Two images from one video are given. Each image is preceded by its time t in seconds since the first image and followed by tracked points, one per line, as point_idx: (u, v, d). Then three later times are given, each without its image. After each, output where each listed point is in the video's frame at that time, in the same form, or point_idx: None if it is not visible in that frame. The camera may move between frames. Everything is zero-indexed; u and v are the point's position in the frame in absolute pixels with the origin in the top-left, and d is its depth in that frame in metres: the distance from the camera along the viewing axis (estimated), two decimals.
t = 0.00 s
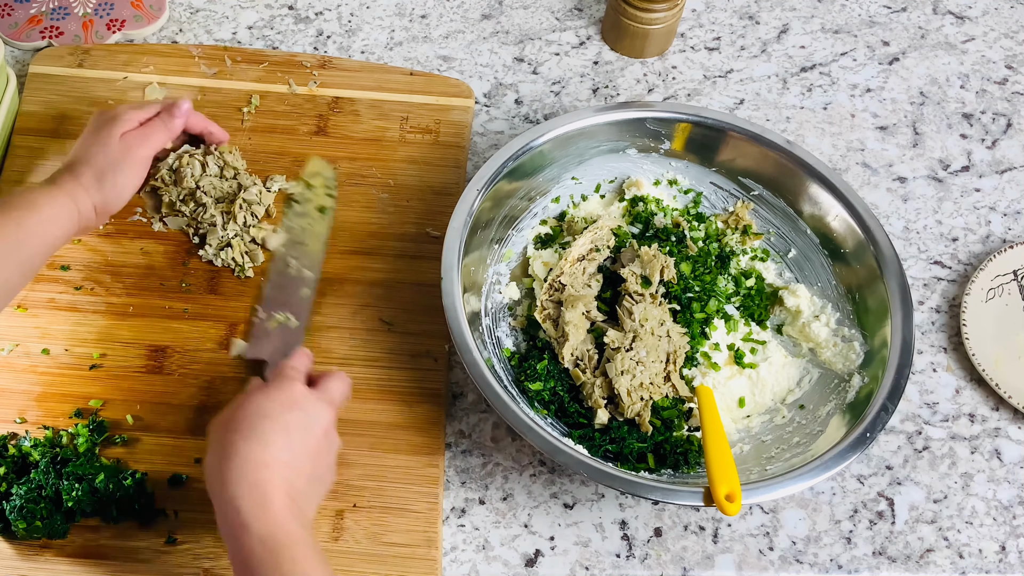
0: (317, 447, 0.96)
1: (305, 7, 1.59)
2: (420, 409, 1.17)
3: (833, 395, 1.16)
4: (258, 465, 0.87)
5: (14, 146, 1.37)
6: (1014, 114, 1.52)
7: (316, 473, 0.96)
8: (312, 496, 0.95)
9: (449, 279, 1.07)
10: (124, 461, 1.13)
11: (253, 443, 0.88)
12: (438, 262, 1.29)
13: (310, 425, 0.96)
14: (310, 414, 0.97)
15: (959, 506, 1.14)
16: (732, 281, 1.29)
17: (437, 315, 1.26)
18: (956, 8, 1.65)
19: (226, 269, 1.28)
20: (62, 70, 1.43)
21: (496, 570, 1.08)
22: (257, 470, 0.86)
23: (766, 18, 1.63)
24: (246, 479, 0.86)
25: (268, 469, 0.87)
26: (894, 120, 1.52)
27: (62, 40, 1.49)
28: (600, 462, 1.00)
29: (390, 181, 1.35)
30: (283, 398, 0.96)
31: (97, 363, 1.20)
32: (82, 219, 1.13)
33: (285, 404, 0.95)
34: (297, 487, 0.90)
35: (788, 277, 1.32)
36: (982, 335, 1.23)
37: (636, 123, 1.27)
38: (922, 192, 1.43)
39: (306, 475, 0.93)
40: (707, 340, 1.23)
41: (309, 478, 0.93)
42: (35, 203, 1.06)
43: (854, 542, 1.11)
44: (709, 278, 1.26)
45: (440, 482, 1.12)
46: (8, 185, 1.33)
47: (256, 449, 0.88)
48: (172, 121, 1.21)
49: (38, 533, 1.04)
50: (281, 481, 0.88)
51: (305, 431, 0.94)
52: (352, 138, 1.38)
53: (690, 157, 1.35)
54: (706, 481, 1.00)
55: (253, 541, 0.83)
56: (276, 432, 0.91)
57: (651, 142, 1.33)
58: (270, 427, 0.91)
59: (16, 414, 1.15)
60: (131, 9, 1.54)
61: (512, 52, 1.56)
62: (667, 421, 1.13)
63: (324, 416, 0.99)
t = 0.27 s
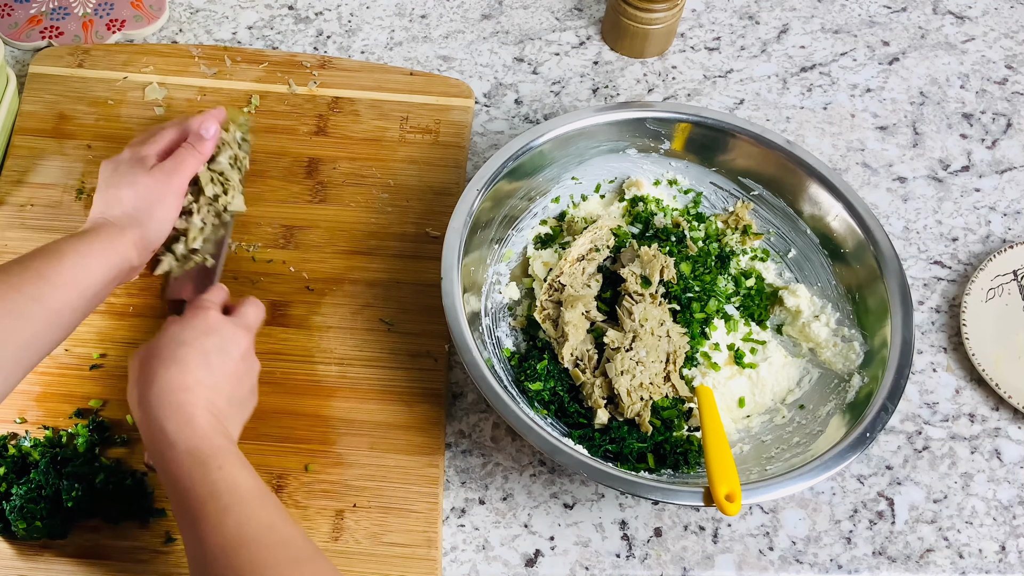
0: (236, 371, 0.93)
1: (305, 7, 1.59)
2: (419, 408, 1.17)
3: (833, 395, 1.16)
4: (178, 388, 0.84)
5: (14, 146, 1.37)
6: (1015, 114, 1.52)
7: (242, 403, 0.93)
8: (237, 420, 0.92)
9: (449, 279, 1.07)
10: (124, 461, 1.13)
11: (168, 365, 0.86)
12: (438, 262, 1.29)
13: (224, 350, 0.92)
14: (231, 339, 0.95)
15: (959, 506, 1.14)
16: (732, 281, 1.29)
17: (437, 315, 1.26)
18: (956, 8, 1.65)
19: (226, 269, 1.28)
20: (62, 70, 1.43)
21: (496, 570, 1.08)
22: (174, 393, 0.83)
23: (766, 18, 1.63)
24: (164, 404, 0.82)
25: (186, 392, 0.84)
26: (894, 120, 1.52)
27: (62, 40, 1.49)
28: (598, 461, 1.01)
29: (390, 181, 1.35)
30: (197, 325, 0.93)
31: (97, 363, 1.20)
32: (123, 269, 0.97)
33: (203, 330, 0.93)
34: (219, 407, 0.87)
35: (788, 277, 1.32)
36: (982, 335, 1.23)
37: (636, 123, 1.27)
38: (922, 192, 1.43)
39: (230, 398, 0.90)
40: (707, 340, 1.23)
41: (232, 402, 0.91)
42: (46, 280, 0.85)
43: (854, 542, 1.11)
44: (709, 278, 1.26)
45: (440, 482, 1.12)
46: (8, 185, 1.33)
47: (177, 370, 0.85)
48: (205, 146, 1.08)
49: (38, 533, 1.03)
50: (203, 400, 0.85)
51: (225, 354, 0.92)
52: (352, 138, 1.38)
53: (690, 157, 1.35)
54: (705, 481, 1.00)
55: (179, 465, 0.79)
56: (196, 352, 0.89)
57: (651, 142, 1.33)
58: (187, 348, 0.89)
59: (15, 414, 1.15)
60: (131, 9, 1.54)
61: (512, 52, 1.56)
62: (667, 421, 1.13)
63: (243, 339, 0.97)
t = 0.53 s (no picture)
0: (235, 369, 0.94)
1: (305, 7, 1.59)
2: (420, 408, 1.17)
3: (833, 395, 1.17)
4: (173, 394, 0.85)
5: (14, 146, 1.37)
6: (1015, 114, 1.52)
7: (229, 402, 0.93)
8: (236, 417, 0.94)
9: (450, 279, 1.07)
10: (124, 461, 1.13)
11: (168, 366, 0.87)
12: (438, 262, 1.29)
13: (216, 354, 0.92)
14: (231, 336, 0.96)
15: (959, 506, 1.14)
16: (732, 281, 1.29)
17: (438, 315, 1.26)
18: (957, 8, 1.65)
19: (226, 269, 1.28)
20: (62, 70, 1.43)
21: (496, 570, 1.08)
22: (174, 395, 0.84)
23: (766, 18, 1.63)
24: (162, 404, 0.84)
25: (189, 393, 0.85)
26: (894, 120, 1.52)
27: (63, 40, 1.49)
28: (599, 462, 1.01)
29: (390, 181, 1.35)
30: (200, 321, 0.93)
31: (98, 363, 1.20)
32: (112, 257, 1.01)
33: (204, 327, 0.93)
34: (218, 405, 0.89)
35: (788, 277, 1.32)
36: (983, 335, 1.23)
37: (636, 122, 1.27)
38: (922, 192, 1.43)
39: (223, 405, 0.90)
40: (707, 340, 1.23)
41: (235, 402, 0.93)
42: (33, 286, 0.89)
43: (854, 542, 1.11)
44: (709, 278, 1.26)
45: (440, 482, 1.12)
46: (8, 185, 1.33)
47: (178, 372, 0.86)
48: (167, 129, 1.06)
49: (38, 533, 1.03)
50: (205, 401, 0.86)
51: (225, 352, 0.93)
52: (352, 138, 1.38)
53: (690, 157, 1.35)
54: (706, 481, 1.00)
55: (180, 470, 0.79)
56: (195, 350, 0.89)
57: (651, 142, 1.33)
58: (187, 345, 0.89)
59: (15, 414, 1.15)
60: (131, 9, 1.54)
61: (512, 52, 1.56)
62: (667, 421, 1.13)
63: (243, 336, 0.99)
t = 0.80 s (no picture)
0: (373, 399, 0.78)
1: (305, 7, 1.59)
2: (420, 409, 1.17)
3: (834, 395, 1.17)
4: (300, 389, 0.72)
5: (14, 146, 1.37)
6: (1014, 114, 1.52)
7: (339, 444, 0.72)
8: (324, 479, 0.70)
9: (449, 279, 1.07)
10: (123, 460, 1.13)
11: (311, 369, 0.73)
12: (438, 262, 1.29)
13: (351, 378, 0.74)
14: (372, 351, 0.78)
15: (959, 506, 1.14)
16: (732, 281, 1.29)
17: (438, 315, 1.26)
18: (957, 8, 1.65)
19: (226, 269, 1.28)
20: (62, 70, 1.43)
21: (496, 570, 1.08)
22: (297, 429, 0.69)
23: (766, 17, 1.63)
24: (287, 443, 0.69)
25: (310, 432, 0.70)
26: (894, 120, 1.52)
27: (62, 40, 1.49)
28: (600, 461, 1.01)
29: (390, 181, 1.35)
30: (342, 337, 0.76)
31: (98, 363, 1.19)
32: (270, 226, 0.76)
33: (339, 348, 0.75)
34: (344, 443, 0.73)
35: (788, 277, 1.32)
36: (982, 335, 1.23)
37: (636, 122, 1.27)
38: (922, 192, 1.43)
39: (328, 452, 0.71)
40: (707, 340, 1.22)
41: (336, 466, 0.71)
42: (143, 236, 0.72)
43: (854, 542, 1.11)
44: (709, 278, 1.26)
45: (440, 482, 1.12)
46: (8, 185, 1.33)
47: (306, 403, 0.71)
48: (327, 70, 0.76)
49: (38, 533, 1.04)
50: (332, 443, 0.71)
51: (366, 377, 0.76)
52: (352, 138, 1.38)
53: (690, 157, 1.35)
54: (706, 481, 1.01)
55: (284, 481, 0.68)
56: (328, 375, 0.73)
57: (651, 142, 1.33)
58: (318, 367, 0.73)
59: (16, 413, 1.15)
60: (131, 9, 1.54)
61: (512, 52, 1.56)
62: (667, 421, 1.13)
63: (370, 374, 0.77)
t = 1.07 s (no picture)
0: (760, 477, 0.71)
1: (305, 7, 1.59)
2: (420, 409, 1.17)
3: (833, 395, 1.17)
4: (578, 429, 0.88)
5: (14, 146, 1.37)
6: (1015, 114, 1.52)
7: (666, 487, 0.92)
8: None
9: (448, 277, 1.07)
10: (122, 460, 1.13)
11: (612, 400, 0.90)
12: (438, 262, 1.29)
13: (652, 419, 0.91)
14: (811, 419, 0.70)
15: (959, 506, 1.14)
16: (732, 281, 1.28)
17: (438, 315, 1.25)
18: (957, 8, 1.65)
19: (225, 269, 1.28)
20: (62, 70, 1.43)
21: (496, 570, 1.08)
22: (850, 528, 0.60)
23: (766, 17, 1.63)
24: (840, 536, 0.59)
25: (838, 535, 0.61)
26: (894, 120, 1.52)
27: (62, 40, 1.50)
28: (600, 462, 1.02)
29: (390, 182, 1.35)
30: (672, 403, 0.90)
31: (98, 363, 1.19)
32: (398, 274, 0.85)
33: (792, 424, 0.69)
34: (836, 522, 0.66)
35: (788, 277, 1.31)
36: (982, 335, 1.23)
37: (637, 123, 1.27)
38: (922, 192, 1.43)
39: (643, 489, 0.89)
40: (707, 340, 1.22)
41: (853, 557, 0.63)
42: (283, 254, 0.78)
43: (854, 542, 1.11)
44: (709, 278, 1.26)
45: (440, 482, 1.12)
46: (8, 185, 1.33)
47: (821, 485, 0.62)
48: (580, 142, 0.91)
49: (38, 533, 1.05)
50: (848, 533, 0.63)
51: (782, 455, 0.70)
52: (352, 138, 1.38)
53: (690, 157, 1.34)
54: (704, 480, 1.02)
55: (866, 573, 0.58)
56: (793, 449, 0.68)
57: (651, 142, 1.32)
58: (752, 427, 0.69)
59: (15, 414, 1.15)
60: (131, 9, 1.54)
61: (512, 52, 1.56)
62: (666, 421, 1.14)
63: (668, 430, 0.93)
